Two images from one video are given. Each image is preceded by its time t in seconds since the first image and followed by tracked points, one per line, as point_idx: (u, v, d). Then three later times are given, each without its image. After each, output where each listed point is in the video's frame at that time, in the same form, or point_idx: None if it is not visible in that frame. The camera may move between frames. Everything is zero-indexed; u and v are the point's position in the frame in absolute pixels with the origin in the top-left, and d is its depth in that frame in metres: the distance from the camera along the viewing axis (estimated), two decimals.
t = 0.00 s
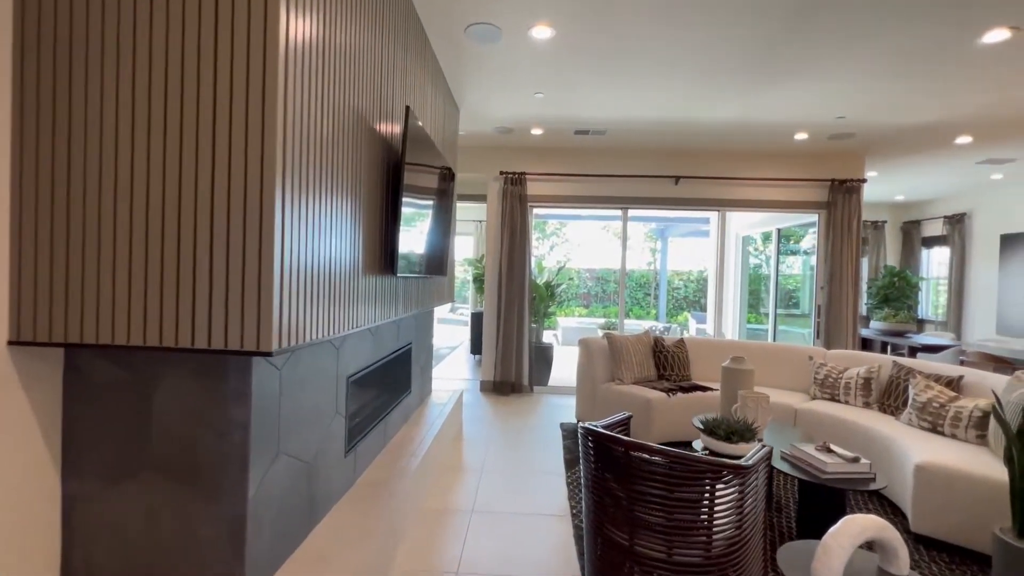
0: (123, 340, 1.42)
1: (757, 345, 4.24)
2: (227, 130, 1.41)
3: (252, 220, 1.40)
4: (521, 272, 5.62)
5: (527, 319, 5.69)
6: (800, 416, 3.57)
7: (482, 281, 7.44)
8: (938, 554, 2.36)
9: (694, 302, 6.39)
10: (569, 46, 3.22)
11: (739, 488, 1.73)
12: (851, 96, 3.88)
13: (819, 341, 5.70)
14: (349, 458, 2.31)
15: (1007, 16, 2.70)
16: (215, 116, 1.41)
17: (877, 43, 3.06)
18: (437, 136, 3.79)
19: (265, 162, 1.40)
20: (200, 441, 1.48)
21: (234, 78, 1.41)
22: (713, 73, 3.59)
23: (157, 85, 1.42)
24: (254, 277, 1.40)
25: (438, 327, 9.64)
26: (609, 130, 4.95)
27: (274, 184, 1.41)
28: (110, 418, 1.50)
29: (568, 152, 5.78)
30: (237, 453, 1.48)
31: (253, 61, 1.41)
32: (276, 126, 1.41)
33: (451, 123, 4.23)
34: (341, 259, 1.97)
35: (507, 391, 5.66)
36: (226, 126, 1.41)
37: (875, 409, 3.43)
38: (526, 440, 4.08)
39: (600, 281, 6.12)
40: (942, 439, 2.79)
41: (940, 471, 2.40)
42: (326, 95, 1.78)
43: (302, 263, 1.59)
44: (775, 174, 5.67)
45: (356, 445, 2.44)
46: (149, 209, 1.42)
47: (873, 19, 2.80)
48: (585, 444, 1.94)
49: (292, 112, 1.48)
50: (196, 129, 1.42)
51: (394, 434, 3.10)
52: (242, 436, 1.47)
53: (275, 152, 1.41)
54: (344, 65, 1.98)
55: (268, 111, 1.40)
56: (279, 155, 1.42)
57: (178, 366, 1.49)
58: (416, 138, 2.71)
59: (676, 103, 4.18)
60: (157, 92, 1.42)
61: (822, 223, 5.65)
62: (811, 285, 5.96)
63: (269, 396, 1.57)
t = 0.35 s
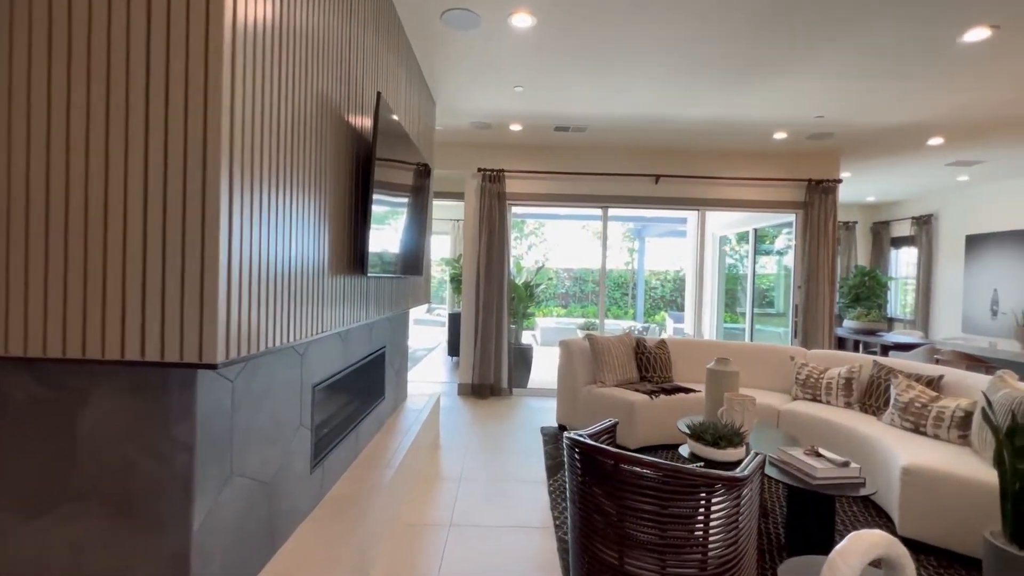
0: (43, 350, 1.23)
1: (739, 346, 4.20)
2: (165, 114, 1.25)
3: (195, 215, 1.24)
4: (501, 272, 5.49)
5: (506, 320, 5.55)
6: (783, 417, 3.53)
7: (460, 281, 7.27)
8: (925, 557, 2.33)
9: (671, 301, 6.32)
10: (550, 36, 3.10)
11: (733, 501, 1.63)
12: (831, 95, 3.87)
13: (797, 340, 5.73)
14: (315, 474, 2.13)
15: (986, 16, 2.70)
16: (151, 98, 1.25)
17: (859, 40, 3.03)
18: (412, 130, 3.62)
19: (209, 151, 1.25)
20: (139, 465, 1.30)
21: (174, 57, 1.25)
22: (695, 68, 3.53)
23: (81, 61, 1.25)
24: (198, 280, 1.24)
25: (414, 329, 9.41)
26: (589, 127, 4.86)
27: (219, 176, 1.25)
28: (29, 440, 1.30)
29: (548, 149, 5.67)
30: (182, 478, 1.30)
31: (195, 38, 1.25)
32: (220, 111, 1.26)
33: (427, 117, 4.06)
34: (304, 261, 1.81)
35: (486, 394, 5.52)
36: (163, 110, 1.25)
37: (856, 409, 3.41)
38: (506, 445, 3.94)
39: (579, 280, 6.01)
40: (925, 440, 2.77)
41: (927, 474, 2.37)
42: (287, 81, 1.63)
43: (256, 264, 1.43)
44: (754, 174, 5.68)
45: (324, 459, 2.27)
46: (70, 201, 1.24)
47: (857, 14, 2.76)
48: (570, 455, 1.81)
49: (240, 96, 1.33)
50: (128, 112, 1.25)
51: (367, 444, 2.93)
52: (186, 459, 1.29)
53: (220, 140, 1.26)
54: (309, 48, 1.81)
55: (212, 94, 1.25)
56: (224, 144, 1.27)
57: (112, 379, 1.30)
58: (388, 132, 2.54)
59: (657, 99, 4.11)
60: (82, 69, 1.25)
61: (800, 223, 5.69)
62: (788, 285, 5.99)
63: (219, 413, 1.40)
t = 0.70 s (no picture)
0: None
1: (715, 346, 4.21)
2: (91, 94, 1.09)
3: (128, 210, 1.09)
4: (475, 272, 5.36)
5: (481, 321, 5.42)
6: (760, 417, 3.54)
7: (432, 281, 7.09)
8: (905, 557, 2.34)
9: (643, 301, 6.19)
10: (528, 28, 3.00)
11: (726, 512, 1.56)
12: (803, 97, 3.91)
13: (769, 339, 5.82)
14: (278, 492, 1.98)
15: (955, 22, 2.75)
16: (74, 75, 1.08)
17: (834, 41, 3.04)
18: (383, 124, 3.46)
19: (145, 140, 1.10)
20: (66, 498, 1.13)
21: (102, 29, 1.09)
22: (673, 66, 3.49)
23: None
24: (132, 285, 1.08)
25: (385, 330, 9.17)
26: (566, 124, 4.79)
27: (158, 168, 1.10)
28: None
29: (523, 147, 5.57)
30: (117, 512, 1.13)
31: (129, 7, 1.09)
32: (159, 94, 1.11)
33: (398, 110, 3.90)
34: (264, 263, 1.65)
35: (460, 397, 5.37)
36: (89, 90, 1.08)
37: (830, 408, 3.44)
38: (482, 450, 3.82)
39: (553, 281, 5.94)
40: (899, 439, 2.80)
41: (905, 473, 2.38)
42: (243, 65, 1.47)
43: (204, 266, 1.28)
44: (726, 175, 5.73)
45: (288, 475, 2.10)
46: None
47: (834, 14, 2.75)
48: (555, 467, 1.71)
49: (183, 76, 1.17)
50: (45, 89, 1.07)
51: (336, 455, 2.76)
52: (122, 490, 1.13)
53: (158, 127, 1.11)
54: (269, 30, 1.66)
55: (149, 74, 1.10)
56: (164, 131, 1.12)
57: (30, 400, 1.13)
58: (358, 125, 2.39)
59: (635, 97, 4.06)
60: None
61: (771, 224, 5.79)
62: (760, 285, 6.08)
63: (163, 435, 1.24)
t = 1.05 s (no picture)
0: None
1: (685, 344, 4.24)
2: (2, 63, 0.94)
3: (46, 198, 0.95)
4: (444, 271, 5.24)
5: (450, 321, 5.31)
6: (729, 414, 3.58)
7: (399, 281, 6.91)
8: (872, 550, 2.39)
9: (612, 300, 6.17)
10: (501, 21, 2.93)
11: (707, 516, 1.52)
12: (769, 99, 3.98)
13: (734, 337, 5.94)
14: (233, 508, 1.83)
15: (914, 29, 2.84)
16: None
17: (800, 43, 3.09)
18: (349, 117, 3.31)
19: (67, 121, 0.96)
20: None
21: None
22: (645, 65, 3.48)
23: None
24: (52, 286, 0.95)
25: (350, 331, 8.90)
26: (537, 121, 4.74)
27: (83, 152, 0.97)
28: None
29: (493, 144, 5.49)
30: (38, 546, 0.99)
31: None
32: (85, 67, 0.97)
33: (365, 103, 3.76)
34: (215, 263, 1.51)
35: (429, 399, 5.24)
36: None
37: (796, 404, 3.52)
38: (453, 454, 3.72)
39: (521, 280, 5.88)
40: (863, 433, 2.87)
41: (871, 467, 2.43)
42: (189, 44, 1.33)
43: (144, 264, 1.15)
44: (693, 175, 5.82)
45: (246, 490, 1.95)
46: None
47: (801, 17, 2.80)
48: (533, 474, 1.64)
49: (116, 50, 1.04)
50: None
51: (298, 464, 2.61)
52: (44, 520, 0.99)
53: (84, 107, 0.97)
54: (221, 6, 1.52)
55: (69, 46, 0.96)
56: (92, 111, 0.99)
57: None
58: (321, 118, 2.25)
59: (606, 95, 4.05)
60: None
61: (737, 223, 5.91)
62: (725, 283, 6.20)
63: (95, 454, 1.11)
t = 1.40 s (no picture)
0: None
1: (651, 342, 4.29)
2: None
3: None
4: (409, 270, 5.12)
5: (416, 321, 5.19)
6: (694, 410, 3.64)
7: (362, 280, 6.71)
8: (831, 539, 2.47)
9: (577, 299, 6.22)
10: (468, 13, 2.85)
11: (680, 515, 1.51)
12: (731, 101, 4.08)
13: (697, 334, 6.09)
14: (181, 525, 1.70)
15: (868, 36, 2.96)
16: None
17: (764, 47, 3.16)
18: (308, 108, 3.16)
19: None
20: None
21: None
22: (612, 63, 3.48)
23: None
24: None
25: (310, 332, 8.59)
26: (504, 118, 4.68)
27: None
28: None
29: (459, 141, 5.40)
30: None
31: None
32: None
33: (325, 94, 3.61)
34: (156, 260, 1.37)
35: (394, 401, 5.11)
36: None
37: (758, 398, 3.61)
38: (419, 457, 3.62)
39: (487, 280, 5.81)
40: (821, 426, 2.97)
41: (830, 459, 2.51)
42: (125, 17, 1.20)
43: (68, 260, 1.02)
44: (657, 176, 5.91)
45: (195, 505, 1.82)
46: None
47: (764, 22, 2.86)
48: (505, 479, 1.59)
49: (30, 16, 0.92)
50: None
51: (254, 474, 2.47)
52: None
53: None
54: None
55: None
56: None
57: None
58: (277, 109, 2.12)
59: (574, 94, 4.04)
60: None
61: (698, 223, 6.04)
62: (687, 282, 6.34)
63: (9, 474, 0.98)
